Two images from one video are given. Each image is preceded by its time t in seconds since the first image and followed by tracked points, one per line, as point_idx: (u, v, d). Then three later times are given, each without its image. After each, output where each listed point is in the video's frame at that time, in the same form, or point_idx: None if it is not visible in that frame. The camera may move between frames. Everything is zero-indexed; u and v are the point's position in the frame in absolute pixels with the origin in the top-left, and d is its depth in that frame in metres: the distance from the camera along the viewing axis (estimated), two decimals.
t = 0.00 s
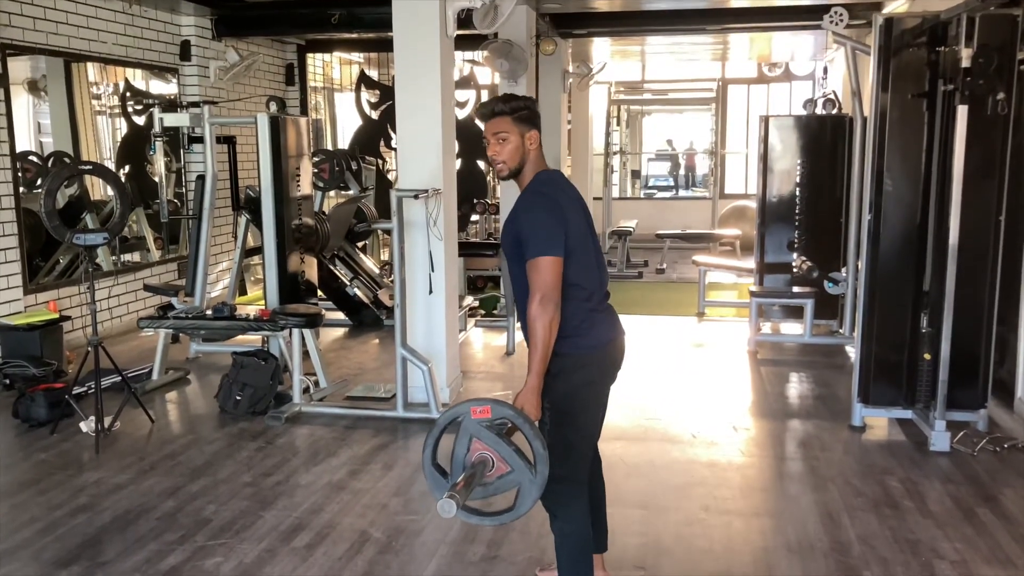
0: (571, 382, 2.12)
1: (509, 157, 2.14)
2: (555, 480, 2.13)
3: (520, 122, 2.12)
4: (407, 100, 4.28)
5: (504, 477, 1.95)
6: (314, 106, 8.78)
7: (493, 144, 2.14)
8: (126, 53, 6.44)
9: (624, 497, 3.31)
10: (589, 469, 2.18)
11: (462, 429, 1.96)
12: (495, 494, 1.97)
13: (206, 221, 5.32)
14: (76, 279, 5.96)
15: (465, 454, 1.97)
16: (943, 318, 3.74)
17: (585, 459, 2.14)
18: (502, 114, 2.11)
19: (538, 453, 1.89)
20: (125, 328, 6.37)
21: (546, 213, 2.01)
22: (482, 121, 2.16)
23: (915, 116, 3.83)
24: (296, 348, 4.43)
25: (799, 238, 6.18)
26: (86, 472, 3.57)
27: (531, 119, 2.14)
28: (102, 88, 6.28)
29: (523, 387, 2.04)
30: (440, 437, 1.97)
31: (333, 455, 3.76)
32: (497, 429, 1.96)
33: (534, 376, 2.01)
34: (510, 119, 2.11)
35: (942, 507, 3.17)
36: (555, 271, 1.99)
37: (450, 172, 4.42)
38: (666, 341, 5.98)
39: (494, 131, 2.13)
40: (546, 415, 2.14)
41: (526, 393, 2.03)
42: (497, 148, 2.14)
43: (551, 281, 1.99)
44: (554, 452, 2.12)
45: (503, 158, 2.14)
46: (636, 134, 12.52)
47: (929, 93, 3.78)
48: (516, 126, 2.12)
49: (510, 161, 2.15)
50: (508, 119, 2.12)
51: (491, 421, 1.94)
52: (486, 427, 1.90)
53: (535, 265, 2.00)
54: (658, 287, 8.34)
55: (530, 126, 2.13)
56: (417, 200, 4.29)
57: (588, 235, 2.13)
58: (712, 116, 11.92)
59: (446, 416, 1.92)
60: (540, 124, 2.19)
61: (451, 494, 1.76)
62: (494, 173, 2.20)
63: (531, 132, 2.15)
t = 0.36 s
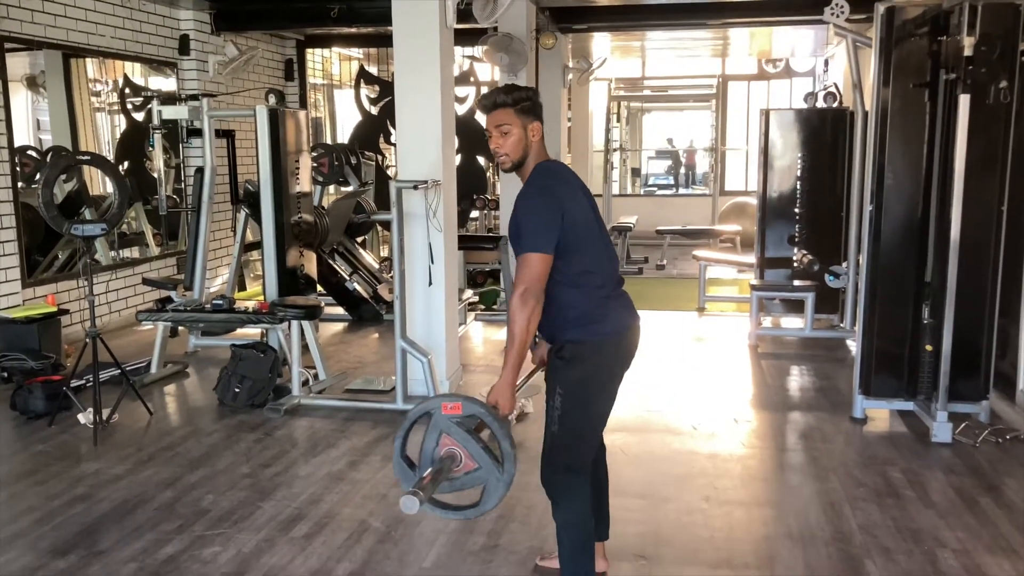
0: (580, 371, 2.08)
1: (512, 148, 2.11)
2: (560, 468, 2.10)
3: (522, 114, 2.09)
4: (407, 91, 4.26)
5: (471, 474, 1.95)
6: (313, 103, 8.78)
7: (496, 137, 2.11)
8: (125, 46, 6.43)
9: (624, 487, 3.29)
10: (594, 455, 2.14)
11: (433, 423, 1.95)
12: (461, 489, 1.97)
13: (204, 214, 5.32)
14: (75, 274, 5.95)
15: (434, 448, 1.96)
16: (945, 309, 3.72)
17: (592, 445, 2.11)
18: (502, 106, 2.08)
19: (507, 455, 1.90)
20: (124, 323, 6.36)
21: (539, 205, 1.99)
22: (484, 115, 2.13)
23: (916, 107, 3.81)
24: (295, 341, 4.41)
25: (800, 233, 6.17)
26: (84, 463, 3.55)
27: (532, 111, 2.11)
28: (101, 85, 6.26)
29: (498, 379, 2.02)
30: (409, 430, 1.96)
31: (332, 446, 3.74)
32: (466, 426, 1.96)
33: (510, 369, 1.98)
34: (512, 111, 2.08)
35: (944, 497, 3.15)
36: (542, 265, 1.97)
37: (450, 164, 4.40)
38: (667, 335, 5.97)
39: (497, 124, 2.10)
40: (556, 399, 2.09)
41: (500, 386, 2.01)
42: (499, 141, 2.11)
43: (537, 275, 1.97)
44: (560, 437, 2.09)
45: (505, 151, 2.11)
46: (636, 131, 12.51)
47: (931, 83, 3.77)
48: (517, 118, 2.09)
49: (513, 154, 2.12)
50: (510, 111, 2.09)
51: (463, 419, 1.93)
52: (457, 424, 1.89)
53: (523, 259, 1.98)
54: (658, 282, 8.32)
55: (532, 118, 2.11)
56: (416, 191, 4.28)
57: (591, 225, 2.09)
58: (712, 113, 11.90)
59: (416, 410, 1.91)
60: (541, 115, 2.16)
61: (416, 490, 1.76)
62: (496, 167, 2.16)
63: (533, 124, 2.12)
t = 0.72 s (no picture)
0: (577, 364, 2.07)
1: (508, 151, 2.12)
2: (557, 462, 2.09)
3: (509, 114, 2.08)
4: (406, 88, 4.26)
5: (443, 458, 1.95)
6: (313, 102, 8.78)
7: (492, 142, 2.13)
8: (124, 43, 6.41)
9: (624, 482, 3.29)
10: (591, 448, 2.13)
11: (416, 401, 1.94)
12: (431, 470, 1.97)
13: (204, 210, 5.31)
14: (74, 271, 5.94)
15: (411, 425, 1.96)
16: (945, 305, 3.71)
17: (588, 439, 2.10)
18: (490, 111, 2.08)
19: (480, 445, 1.88)
20: (123, 320, 6.36)
21: (540, 197, 1.99)
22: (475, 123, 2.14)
23: (917, 102, 3.81)
24: (294, 337, 4.41)
25: (799, 230, 6.16)
26: (83, 458, 3.55)
27: (520, 108, 2.09)
28: (101, 83, 6.27)
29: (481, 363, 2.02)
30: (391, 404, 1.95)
31: (331, 442, 3.74)
32: (447, 410, 1.95)
33: (496, 354, 1.99)
34: (497, 115, 2.08)
35: (944, 491, 3.15)
36: (540, 257, 1.98)
37: (450, 160, 4.40)
38: (666, 332, 5.97)
39: (489, 131, 2.11)
40: (555, 392, 2.09)
41: (481, 370, 2.00)
42: (496, 146, 2.12)
43: (536, 267, 1.97)
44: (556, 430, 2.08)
45: (505, 153, 2.13)
46: (636, 129, 12.51)
47: (931, 78, 3.76)
48: (505, 120, 2.08)
49: (511, 156, 2.13)
50: (497, 115, 2.08)
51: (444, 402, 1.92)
52: (439, 407, 1.89)
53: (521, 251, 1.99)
54: (658, 280, 8.33)
55: (521, 115, 2.09)
56: (416, 186, 4.28)
57: (594, 217, 2.08)
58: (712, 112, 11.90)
59: (402, 385, 1.90)
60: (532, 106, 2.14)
61: (388, 471, 1.75)
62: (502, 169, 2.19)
63: (523, 120, 2.10)
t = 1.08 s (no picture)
0: (568, 357, 2.08)
1: (493, 149, 2.13)
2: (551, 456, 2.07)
3: (486, 112, 2.08)
4: (405, 85, 4.26)
5: (500, 464, 1.96)
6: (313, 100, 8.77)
7: (477, 143, 2.14)
8: (123, 40, 6.41)
9: (623, 478, 3.29)
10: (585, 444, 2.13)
11: (477, 404, 1.96)
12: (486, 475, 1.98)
13: (203, 207, 5.32)
14: (74, 268, 5.94)
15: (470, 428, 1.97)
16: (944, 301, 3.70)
17: (581, 432, 2.10)
18: (467, 114, 2.09)
19: (539, 454, 1.90)
20: (123, 317, 6.36)
21: (540, 188, 1.97)
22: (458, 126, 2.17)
23: (916, 97, 3.80)
24: (293, 334, 4.40)
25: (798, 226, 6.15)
26: (82, 454, 3.55)
27: (498, 103, 2.09)
28: (101, 81, 6.26)
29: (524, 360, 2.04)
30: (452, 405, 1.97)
31: (330, 438, 3.74)
32: (508, 414, 1.96)
33: (535, 351, 2.01)
34: (476, 117, 2.08)
35: (943, 486, 3.16)
36: (548, 247, 1.96)
37: (449, 156, 4.39)
38: (666, 329, 5.97)
39: (472, 133, 2.13)
40: (545, 388, 2.10)
41: (528, 369, 2.04)
42: (482, 146, 2.14)
43: (546, 256, 1.96)
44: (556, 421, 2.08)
45: (489, 151, 2.14)
46: (636, 127, 12.50)
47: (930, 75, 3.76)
48: (484, 120, 2.09)
49: (498, 152, 2.14)
50: (476, 116, 2.09)
51: (506, 407, 1.94)
52: (502, 413, 1.90)
53: (528, 242, 1.97)
54: (657, 277, 8.33)
55: (499, 111, 2.09)
56: (415, 182, 4.28)
57: (584, 209, 2.09)
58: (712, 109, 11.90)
59: (467, 388, 1.91)
60: (512, 100, 2.12)
61: (452, 476, 1.77)
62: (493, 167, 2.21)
63: (502, 116, 2.10)
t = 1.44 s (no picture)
0: (571, 349, 2.08)
1: (497, 138, 2.13)
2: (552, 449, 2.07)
3: (492, 102, 2.07)
4: (404, 76, 4.24)
5: (502, 447, 1.95)
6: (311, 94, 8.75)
7: (482, 132, 2.13)
8: (121, 33, 6.39)
9: (621, 470, 3.29)
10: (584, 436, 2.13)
11: (474, 389, 1.94)
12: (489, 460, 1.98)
13: (202, 201, 5.31)
14: (72, 261, 5.93)
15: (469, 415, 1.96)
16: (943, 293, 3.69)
17: (580, 425, 2.10)
18: (474, 103, 2.08)
19: (542, 431, 1.89)
20: (122, 311, 6.36)
21: (547, 177, 1.97)
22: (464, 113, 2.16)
23: (916, 90, 3.80)
24: (292, 326, 4.40)
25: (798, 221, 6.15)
26: (81, 447, 3.55)
27: (503, 94, 2.08)
28: (99, 75, 6.25)
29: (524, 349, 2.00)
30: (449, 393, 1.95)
31: (329, 430, 3.74)
32: (506, 397, 1.95)
33: (535, 339, 1.97)
34: (482, 106, 2.08)
35: (942, 478, 3.16)
36: (555, 235, 1.95)
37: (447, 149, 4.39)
38: (665, 322, 5.97)
39: (476, 121, 2.12)
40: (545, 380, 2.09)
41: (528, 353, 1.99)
42: (487, 135, 2.13)
43: (553, 245, 1.95)
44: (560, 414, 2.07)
45: (494, 139, 2.13)
46: (635, 121, 12.47)
47: (930, 66, 3.74)
48: (490, 109, 2.08)
49: (504, 143, 2.13)
50: (481, 105, 2.08)
51: (504, 390, 1.92)
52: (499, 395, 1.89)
53: (535, 230, 1.96)
54: (657, 271, 8.32)
55: (505, 101, 2.08)
56: (413, 175, 4.27)
57: (591, 200, 2.08)
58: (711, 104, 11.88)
59: (462, 374, 1.90)
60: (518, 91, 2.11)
61: (452, 460, 1.78)
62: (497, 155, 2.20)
63: (508, 106, 2.09)
